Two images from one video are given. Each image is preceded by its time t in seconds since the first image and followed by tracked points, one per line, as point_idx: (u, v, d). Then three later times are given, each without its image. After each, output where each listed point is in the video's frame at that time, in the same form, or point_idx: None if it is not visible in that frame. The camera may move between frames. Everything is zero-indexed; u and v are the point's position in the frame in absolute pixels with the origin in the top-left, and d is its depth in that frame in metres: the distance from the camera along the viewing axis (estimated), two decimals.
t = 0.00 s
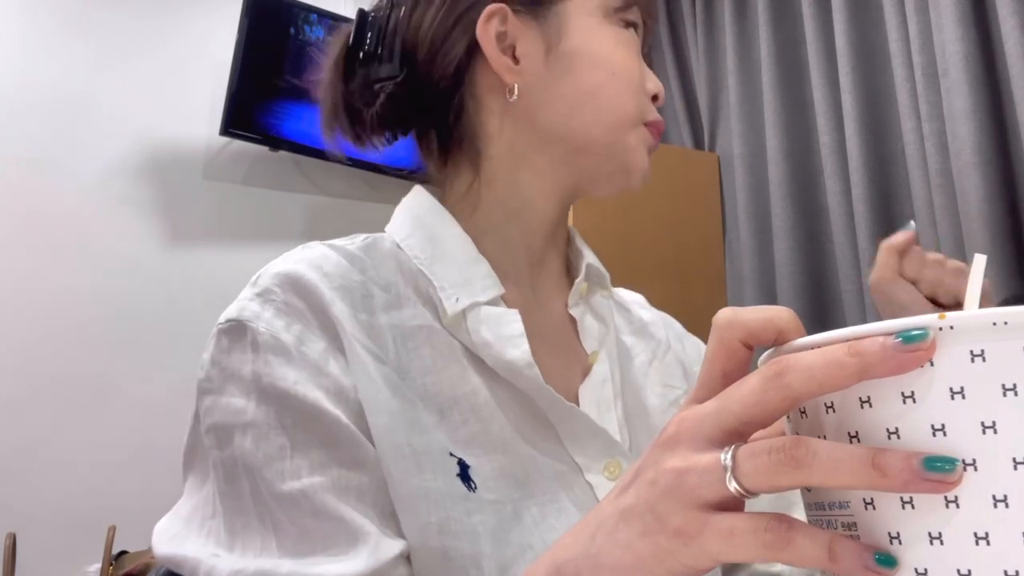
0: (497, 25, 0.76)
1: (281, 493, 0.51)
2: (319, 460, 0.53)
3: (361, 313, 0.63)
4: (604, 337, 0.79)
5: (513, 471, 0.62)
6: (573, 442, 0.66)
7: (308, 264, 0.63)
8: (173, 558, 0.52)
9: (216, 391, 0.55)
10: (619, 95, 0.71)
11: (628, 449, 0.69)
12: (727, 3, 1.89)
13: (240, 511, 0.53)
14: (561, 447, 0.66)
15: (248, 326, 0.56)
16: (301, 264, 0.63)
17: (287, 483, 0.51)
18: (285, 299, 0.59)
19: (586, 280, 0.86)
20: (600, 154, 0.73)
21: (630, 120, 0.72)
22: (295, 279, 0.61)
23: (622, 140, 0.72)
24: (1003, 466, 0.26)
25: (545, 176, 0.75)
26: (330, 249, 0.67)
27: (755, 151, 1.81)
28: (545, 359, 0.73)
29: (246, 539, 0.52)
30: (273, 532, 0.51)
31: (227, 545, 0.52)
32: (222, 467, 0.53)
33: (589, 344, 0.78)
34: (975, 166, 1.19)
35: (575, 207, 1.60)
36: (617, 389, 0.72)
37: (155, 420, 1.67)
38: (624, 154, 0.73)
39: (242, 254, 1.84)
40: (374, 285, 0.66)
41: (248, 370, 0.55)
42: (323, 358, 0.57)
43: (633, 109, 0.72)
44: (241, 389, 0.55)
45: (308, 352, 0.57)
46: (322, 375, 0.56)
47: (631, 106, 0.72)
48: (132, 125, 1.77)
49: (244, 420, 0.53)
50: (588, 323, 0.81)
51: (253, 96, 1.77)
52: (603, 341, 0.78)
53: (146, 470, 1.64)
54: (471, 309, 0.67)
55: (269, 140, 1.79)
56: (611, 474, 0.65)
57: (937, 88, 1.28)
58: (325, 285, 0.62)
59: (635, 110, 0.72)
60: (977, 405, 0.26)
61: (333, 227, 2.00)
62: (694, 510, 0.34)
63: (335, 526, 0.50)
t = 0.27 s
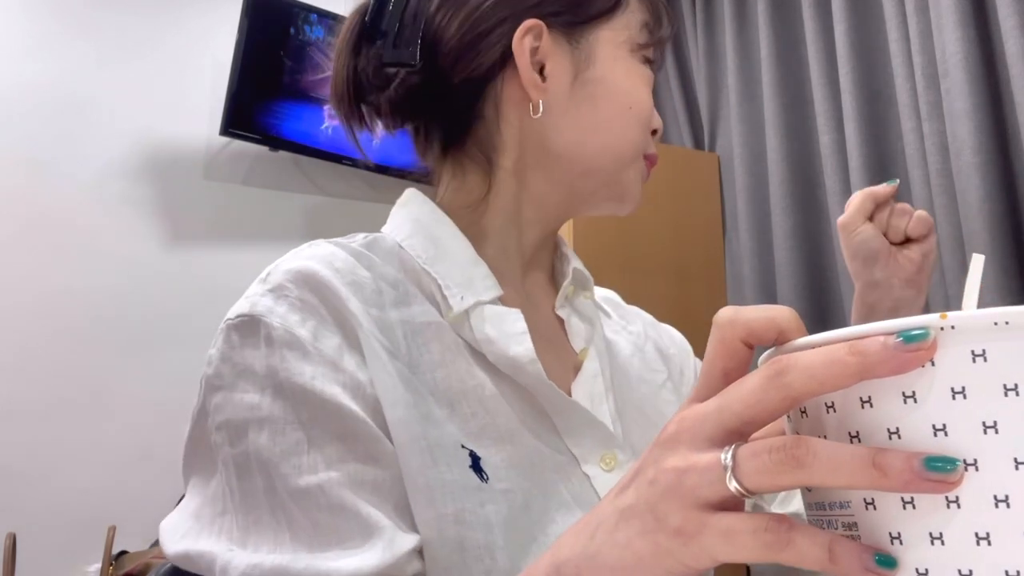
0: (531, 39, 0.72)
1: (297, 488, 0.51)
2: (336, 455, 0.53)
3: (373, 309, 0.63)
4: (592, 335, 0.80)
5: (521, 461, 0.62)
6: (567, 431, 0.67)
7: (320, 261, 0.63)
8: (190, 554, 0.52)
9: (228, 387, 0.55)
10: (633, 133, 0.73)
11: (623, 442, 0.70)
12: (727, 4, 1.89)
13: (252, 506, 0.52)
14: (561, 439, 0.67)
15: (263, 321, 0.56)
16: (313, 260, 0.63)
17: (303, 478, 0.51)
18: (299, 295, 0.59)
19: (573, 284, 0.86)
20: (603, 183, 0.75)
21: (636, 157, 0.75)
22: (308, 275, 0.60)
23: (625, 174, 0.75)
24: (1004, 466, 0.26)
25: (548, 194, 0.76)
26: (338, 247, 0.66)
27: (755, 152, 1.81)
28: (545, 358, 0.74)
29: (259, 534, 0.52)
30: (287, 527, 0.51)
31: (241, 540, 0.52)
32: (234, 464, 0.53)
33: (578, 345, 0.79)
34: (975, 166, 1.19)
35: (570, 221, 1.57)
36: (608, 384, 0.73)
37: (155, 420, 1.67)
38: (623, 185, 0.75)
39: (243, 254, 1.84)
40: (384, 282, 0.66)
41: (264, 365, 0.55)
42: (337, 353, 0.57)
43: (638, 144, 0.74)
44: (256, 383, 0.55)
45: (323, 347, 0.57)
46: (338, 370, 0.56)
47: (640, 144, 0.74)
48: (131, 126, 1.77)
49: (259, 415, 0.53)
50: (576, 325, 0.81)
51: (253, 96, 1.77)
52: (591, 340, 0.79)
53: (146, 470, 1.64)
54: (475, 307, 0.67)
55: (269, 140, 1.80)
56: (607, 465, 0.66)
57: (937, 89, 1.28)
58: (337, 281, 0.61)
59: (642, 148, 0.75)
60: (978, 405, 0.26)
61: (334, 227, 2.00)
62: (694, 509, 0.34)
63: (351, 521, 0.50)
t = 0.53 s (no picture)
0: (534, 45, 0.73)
1: (298, 484, 0.51)
2: (338, 450, 0.53)
3: (375, 306, 0.63)
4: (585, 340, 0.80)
5: (516, 460, 0.63)
6: (561, 432, 0.67)
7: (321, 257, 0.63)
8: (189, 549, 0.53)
9: (228, 381, 0.55)
10: (632, 144, 0.73)
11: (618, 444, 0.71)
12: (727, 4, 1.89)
13: (252, 502, 0.52)
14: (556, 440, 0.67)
15: (265, 316, 0.56)
16: (315, 256, 0.63)
17: (304, 474, 0.51)
18: (302, 291, 0.59)
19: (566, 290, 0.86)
20: (600, 193, 0.75)
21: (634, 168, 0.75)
22: (310, 271, 0.60)
23: (622, 185, 0.74)
24: (1005, 466, 0.26)
25: (546, 201, 0.77)
26: (339, 244, 0.66)
27: (755, 152, 1.81)
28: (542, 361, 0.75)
29: (259, 530, 0.52)
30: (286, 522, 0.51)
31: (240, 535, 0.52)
32: (234, 459, 0.53)
33: (571, 349, 0.78)
34: (975, 166, 1.19)
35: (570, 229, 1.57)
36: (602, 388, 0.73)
37: (154, 420, 1.67)
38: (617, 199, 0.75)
39: (242, 255, 1.84)
40: (385, 281, 0.66)
41: (267, 359, 0.55)
42: (339, 350, 0.57)
43: (635, 159, 0.74)
44: (258, 378, 0.55)
45: (325, 344, 0.57)
46: (340, 367, 0.56)
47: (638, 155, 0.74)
48: (131, 126, 1.77)
49: (260, 410, 0.53)
50: (569, 329, 0.82)
51: (253, 96, 1.77)
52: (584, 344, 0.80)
53: (145, 471, 1.64)
54: (474, 309, 0.67)
55: (269, 140, 1.80)
56: (602, 467, 0.67)
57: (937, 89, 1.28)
58: (339, 277, 0.61)
59: (640, 160, 0.75)
60: (979, 405, 0.26)
61: (333, 227, 2.00)
62: (694, 510, 0.34)
63: (353, 516, 0.50)
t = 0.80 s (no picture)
0: (485, 55, 0.75)
1: (298, 482, 0.51)
2: (334, 450, 0.53)
3: (364, 315, 0.63)
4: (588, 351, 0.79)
5: (504, 466, 0.62)
6: (559, 443, 0.66)
7: (309, 267, 0.64)
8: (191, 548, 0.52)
9: (227, 389, 0.56)
10: (591, 147, 0.69)
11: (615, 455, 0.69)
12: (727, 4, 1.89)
13: (256, 499, 0.52)
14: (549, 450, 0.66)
15: (256, 327, 0.56)
16: (305, 267, 0.64)
17: (304, 472, 0.51)
18: (293, 301, 0.59)
19: (570, 298, 0.86)
20: (565, 201, 0.72)
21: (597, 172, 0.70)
22: (299, 281, 0.61)
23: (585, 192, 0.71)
24: (1006, 466, 0.26)
25: (519, 211, 0.77)
26: (330, 257, 0.67)
27: (755, 152, 1.81)
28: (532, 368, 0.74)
29: (263, 528, 0.52)
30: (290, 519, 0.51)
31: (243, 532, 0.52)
32: (235, 460, 0.53)
33: (572, 358, 0.78)
34: (975, 166, 1.19)
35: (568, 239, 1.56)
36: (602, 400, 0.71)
37: (154, 420, 1.67)
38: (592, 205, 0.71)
39: (242, 255, 1.84)
40: (374, 291, 0.66)
41: (259, 369, 0.55)
42: (326, 358, 0.58)
43: (605, 160, 0.69)
44: (252, 385, 0.55)
45: (314, 351, 0.57)
46: (332, 372, 0.57)
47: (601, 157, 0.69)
48: (131, 125, 1.77)
49: (256, 414, 0.53)
50: (571, 339, 0.81)
51: (253, 96, 1.77)
52: (587, 356, 0.79)
53: (145, 471, 1.64)
54: (462, 317, 0.66)
55: (269, 140, 1.80)
56: (599, 478, 0.65)
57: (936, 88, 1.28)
58: (327, 287, 0.62)
59: (605, 161, 0.69)
60: (979, 405, 0.26)
61: (334, 227, 2.00)
62: (694, 510, 0.34)
63: (355, 509, 0.51)
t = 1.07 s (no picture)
0: (458, 65, 0.77)
1: (283, 470, 0.54)
2: (315, 447, 0.56)
3: (352, 324, 0.65)
4: (599, 351, 0.77)
5: (480, 466, 0.61)
6: (549, 447, 0.64)
7: (304, 279, 0.66)
8: (186, 540, 0.54)
9: (224, 393, 0.60)
10: (552, 141, 0.64)
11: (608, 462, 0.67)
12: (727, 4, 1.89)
13: (250, 488, 0.55)
14: (537, 454, 0.64)
15: (247, 336, 0.60)
16: (298, 278, 0.66)
17: (288, 461, 0.54)
18: (283, 309, 0.62)
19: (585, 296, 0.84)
20: (536, 201, 0.68)
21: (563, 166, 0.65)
22: (291, 291, 0.64)
23: (553, 188, 0.66)
24: (1007, 466, 0.26)
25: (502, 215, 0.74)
26: (327, 267, 0.69)
27: (755, 151, 1.81)
28: (518, 367, 0.72)
29: (257, 514, 0.54)
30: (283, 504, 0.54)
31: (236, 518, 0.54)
32: (231, 457, 0.56)
33: (581, 357, 0.76)
34: (975, 166, 1.19)
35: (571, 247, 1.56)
36: (603, 403, 0.69)
37: (154, 420, 1.67)
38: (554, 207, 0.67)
39: (242, 255, 1.84)
40: (365, 299, 0.67)
41: (247, 371, 0.59)
42: (310, 361, 0.60)
43: (562, 160, 0.64)
44: (243, 387, 0.58)
45: (298, 354, 0.59)
46: (311, 375, 0.59)
47: (565, 150, 0.64)
48: (131, 125, 1.77)
49: (246, 415, 0.56)
50: (582, 339, 0.79)
51: (253, 96, 1.77)
52: (597, 355, 0.76)
53: (145, 471, 1.64)
54: (450, 321, 0.66)
55: (269, 141, 1.80)
56: (587, 485, 0.63)
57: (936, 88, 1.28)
58: (315, 295, 0.64)
59: (570, 155, 0.64)
60: (980, 405, 0.26)
61: (335, 227, 2.00)
62: (695, 512, 0.34)
63: (335, 495, 0.53)
